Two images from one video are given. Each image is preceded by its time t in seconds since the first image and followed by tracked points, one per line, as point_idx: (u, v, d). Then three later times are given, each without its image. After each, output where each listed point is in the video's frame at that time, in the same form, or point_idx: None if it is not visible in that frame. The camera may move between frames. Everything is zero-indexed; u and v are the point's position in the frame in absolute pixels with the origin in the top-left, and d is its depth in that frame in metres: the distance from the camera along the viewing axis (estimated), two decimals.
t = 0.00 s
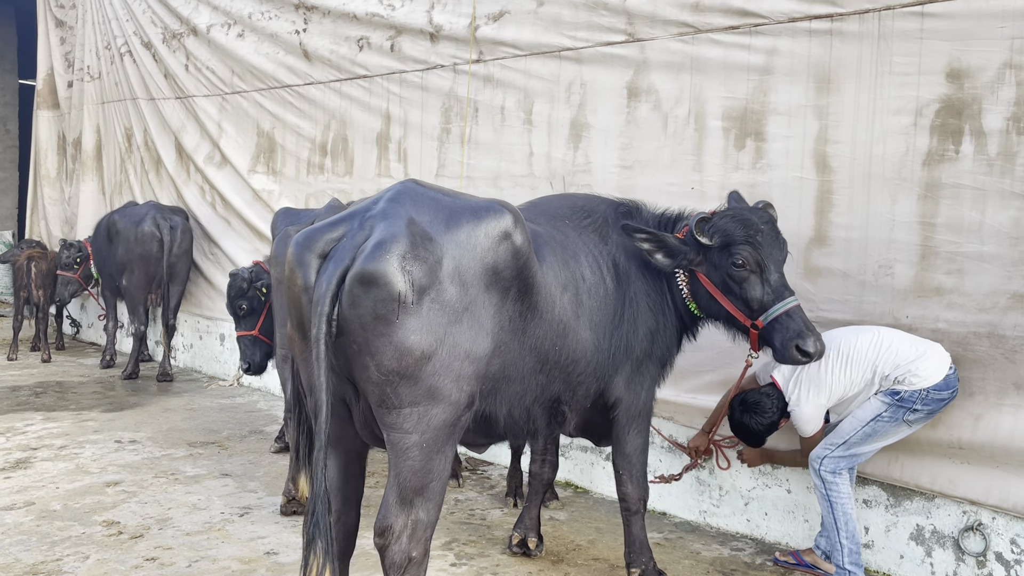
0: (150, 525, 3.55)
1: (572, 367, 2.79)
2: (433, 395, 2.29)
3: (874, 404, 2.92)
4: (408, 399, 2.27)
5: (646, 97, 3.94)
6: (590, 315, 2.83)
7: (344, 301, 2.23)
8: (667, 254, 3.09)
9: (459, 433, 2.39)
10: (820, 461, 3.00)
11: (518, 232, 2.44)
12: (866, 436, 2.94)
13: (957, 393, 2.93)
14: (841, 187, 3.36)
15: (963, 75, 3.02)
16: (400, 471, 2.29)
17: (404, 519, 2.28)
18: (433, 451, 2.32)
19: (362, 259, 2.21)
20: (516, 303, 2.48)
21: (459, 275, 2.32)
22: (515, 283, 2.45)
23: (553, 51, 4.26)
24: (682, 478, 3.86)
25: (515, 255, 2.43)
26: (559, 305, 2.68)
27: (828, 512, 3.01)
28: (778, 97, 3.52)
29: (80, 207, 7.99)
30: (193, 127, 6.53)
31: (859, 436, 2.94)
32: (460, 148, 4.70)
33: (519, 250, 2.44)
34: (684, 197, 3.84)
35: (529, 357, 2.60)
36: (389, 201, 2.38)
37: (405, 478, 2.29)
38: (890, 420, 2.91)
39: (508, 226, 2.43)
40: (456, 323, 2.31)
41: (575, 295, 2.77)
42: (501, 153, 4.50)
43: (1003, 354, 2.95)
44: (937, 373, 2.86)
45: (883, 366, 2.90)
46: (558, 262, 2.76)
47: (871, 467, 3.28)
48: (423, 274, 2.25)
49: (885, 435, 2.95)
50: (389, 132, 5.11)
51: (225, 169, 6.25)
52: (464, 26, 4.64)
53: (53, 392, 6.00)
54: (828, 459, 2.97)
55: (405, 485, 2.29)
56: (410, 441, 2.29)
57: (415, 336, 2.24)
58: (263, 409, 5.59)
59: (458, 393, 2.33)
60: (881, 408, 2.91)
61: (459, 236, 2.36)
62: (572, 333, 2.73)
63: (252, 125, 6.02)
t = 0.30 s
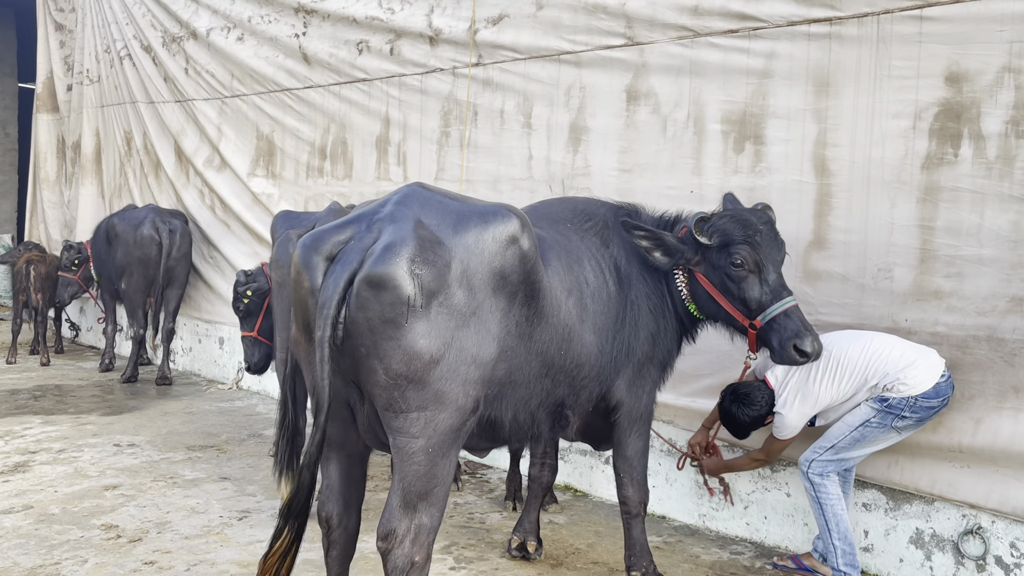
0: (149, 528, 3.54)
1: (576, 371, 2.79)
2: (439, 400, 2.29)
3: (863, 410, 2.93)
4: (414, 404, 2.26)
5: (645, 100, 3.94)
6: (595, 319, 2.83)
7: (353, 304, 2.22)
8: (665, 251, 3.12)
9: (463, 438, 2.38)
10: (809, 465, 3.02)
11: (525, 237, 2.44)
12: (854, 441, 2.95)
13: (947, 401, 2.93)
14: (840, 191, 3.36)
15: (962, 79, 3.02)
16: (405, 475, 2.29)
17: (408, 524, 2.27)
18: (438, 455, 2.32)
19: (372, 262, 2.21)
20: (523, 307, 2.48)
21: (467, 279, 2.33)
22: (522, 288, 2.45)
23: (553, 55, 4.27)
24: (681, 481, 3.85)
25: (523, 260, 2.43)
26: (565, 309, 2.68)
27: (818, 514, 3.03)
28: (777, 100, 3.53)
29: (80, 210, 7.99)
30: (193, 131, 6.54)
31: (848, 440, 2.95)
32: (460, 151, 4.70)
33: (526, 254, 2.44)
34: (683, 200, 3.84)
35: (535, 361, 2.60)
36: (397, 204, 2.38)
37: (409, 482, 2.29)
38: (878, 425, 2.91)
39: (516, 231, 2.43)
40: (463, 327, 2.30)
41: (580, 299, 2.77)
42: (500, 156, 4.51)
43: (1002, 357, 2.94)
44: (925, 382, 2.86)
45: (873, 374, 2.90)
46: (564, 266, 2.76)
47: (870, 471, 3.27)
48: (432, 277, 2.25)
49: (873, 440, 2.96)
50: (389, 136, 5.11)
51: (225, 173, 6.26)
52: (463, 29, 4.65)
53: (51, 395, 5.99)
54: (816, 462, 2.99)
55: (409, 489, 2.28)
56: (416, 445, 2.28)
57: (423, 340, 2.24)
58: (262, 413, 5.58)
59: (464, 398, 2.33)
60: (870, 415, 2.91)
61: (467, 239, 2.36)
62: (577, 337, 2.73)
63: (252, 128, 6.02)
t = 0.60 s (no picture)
0: (150, 531, 3.54)
1: (578, 374, 2.78)
2: (442, 403, 2.28)
3: (867, 416, 2.92)
4: (417, 406, 2.26)
5: (647, 103, 3.94)
6: (598, 322, 2.83)
7: (356, 306, 2.22)
8: (668, 250, 3.12)
9: (466, 441, 2.38)
10: (810, 470, 3.01)
11: (529, 240, 2.44)
12: (857, 448, 2.94)
13: (953, 410, 2.90)
14: (842, 194, 3.36)
15: (963, 82, 3.02)
16: (407, 479, 2.29)
17: (410, 527, 2.27)
18: (440, 458, 2.31)
19: (375, 265, 2.21)
20: (526, 310, 2.48)
21: (470, 282, 2.32)
22: (525, 291, 2.45)
23: (554, 58, 4.27)
24: (683, 485, 3.85)
25: (526, 263, 2.43)
26: (568, 313, 2.68)
27: (820, 519, 3.03)
28: (779, 103, 3.53)
29: (81, 213, 7.99)
30: (194, 134, 6.54)
31: (850, 447, 2.95)
32: (461, 154, 4.70)
33: (529, 257, 2.44)
34: (684, 204, 3.84)
35: (537, 364, 2.60)
36: (400, 207, 2.38)
37: (412, 485, 2.29)
38: (881, 433, 2.91)
39: (519, 234, 2.43)
40: (467, 329, 2.30)
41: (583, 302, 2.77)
42: (501, 159, 4.50)
43: (1004, 361, 2.94)
44: (932, 390, 2.83)
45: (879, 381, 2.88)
46: (566, 269, 2.76)
47: (873, 474, 3.27)
48: (436, 280, 2.25)
49: (876, 447, 2.96)
50: (390, 139, 5.11)
51: (226, 176, 6.26)
52: (465, 32, 4.65)
53: (52, 398, 5.99)
54: (818, 467, 2.99)
55: (412, 492, 2.28)
56: (419, 449, 2.28)
57: (427, 343, 2.23)
58: (263, 416, 5.58)
59: (467, 401, 2.33)
60: (873, 422, 2.91)
61: (471, 242, 2.36)
62: (580, 339, 2.73)
63: (253, 131, 6.02)
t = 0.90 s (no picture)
0: (153, 532, 3.54)
1: (580, 375, 2.78)
2: (444, 403, 2.28)
3: (877, 427, 2.89)
4: (419, 407, 2.26)
5: (649, 105, 3.94)
6: (599, 324, 2.82)
7: (358, 308, 2.23)
8: (672, 247, 3.14)
9: (468, 442, 2.38)
10: (814, 473, 3.00)
11: (530, 241, 2.44)
12: (863, 457, 2.92)
13: (967, 430, 2.87)
14: (845, 196, 3.35)
15: (966, 84, 3.02)
16: (408, 480, 2.29)
17: (410, 528, 2.27)
18: (442, 459, 2.31)
19: (376, 266, 2.22)
20: (527, 311, 2.48)
21: (472, 283, 2.32)
22: (526, 291, 2.45)
23: (556, 60, 4.27)
24: (685, 486, 3.85)
25: (527, 263, 2.43)
26: (569, 314, 2.67)
27: (822, 522, 3.03)
28: (781, 105, 3.52)
29: (84, 215, 8.01)
30: (197, 136, 6.55)
31: (857, 456, 2.93)
32: (463, 156, 4.70)
33: (531, 258, 2.44)
34: (687, 206, 3.84)
35: (539, 365, 2.59)
36: (402, 209, 2.38)
37: (412, 487, 2.29)
38: (890, 446, 2.89)
39: (521, 235, 2.43)
40: (469, 330, 2.30)
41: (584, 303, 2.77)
42: (504, 161, 4.51)
43: (1007, 363, 2.93)
44: (946, 408, 2.80)
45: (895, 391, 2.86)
46: (568, 270, 2.76)
47: (875, 476, 3.27)
48: (437, 281, 2.25)
49: (883, 459, 2.93)
50: (393, 140, 5.12)
51: (229, 177, 6.27)
52: (467, 34, 4.66)
53: (55, 400, 6.00)
54: (822, 471, 2.98)
55: (412, 493, 2.28)
56: (420, 450, 2.28)
57: (428, 344, 2.23)
58: (265, 417, 5.59)
59: (469, 402, 2.32)
60: (882, 433, 2.88)
61: (473, 243, 2.36)
62: (582, 339, 2.73)
63: (256, 133, 6.03)
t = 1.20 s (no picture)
0: (157, 532, 3.55)
1: (583, 376, 2.77)
2: (446, 404, 2.29)
3: (880, 430, 2.89)
4: (421, 408, 2.27)
5: (653, 106, 3.94)
6: (602, 323, 2.82)
7: (360, 309, 2.24)
8: (688, 225, 3.15)
9: (470, 443, 2.38)
10: (817, 474, 3.01)
11: (533, 240, 2.43)
12: (865, 459, 2.92)
13: (971, 438, 2.84)
14: (848, 197, 3.35)
15: (970, 84, 3.02)
16: (409, 480, 2.29)
17: (412, 529, 2.28)
18: (444, 460, 2.32)
19: (378, 266, 2.23)
20: (529, 310, 2.47)
21: (474, 282, 2.33)
22: (529, 291, 2.45)
23: (560, 60, 4.27)
24: (689, 487, 3.84)
25: (530, 262, 2.43)
26: (572, 313, 2.67)
27: (825, 524, 3.03)
28: (785, 106, 3.52)
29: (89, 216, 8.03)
30: (201, 136, 6.56)
31: (859, 458, 2.93)
32: (467, 157, 4.70)
33: (533, 257, 2.44)
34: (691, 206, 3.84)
35: (542, 365, 2.60)
36: (403, 209, 2.39)
37: (413, 488, 2.29)
38: (891, 449, 2.88)
39: (523, 234, 2.43)
40: (471, 330, 2.31)
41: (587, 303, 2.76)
42: (507, 162, 4.51)
43: (1012, 364, 2.93)
44: (949, 412, 2.79)
45: (903, 389, 2.85)
46: (571, 270, 2.76)
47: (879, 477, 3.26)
48: (439, 281, 2.25)
49: (885, 462, 2.93)
50: (396, 141, 5.13)
51: (233, 178, 6.28)
52: (471, 35, 4.66)
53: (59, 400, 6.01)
54: (825, 473, 2.98)
55: (413, 494, 2.29)
56: (421, 450, 2.29)
57: (430, 344, 2.24)
58: (269, 417, 5.60)
59: (471, 403, 2.33)
60: (884, 436, 2.88)
61: (475, 243, 2.36)
62: (585, 339, 2.73)
63: (260, 134, 6.04)
